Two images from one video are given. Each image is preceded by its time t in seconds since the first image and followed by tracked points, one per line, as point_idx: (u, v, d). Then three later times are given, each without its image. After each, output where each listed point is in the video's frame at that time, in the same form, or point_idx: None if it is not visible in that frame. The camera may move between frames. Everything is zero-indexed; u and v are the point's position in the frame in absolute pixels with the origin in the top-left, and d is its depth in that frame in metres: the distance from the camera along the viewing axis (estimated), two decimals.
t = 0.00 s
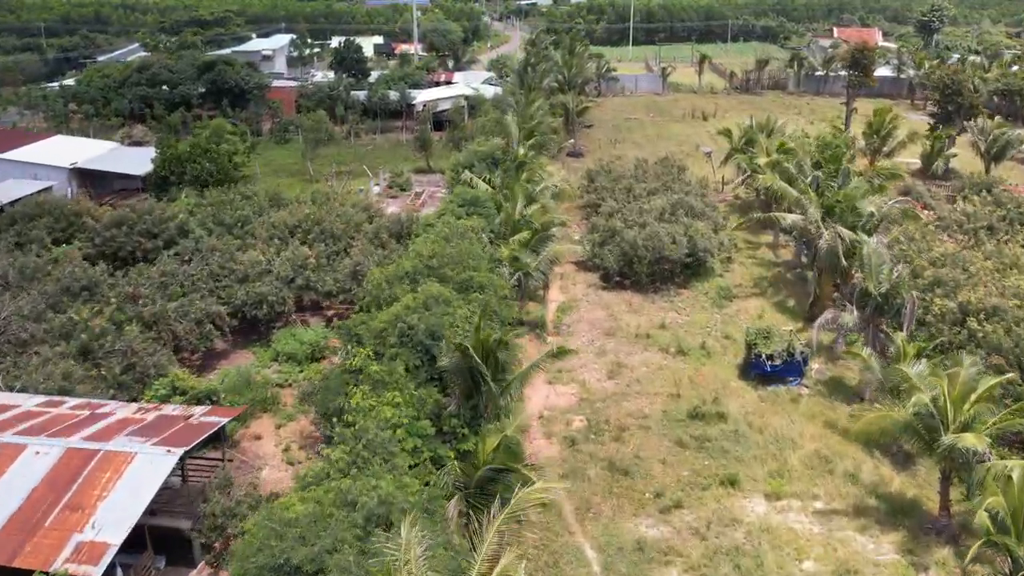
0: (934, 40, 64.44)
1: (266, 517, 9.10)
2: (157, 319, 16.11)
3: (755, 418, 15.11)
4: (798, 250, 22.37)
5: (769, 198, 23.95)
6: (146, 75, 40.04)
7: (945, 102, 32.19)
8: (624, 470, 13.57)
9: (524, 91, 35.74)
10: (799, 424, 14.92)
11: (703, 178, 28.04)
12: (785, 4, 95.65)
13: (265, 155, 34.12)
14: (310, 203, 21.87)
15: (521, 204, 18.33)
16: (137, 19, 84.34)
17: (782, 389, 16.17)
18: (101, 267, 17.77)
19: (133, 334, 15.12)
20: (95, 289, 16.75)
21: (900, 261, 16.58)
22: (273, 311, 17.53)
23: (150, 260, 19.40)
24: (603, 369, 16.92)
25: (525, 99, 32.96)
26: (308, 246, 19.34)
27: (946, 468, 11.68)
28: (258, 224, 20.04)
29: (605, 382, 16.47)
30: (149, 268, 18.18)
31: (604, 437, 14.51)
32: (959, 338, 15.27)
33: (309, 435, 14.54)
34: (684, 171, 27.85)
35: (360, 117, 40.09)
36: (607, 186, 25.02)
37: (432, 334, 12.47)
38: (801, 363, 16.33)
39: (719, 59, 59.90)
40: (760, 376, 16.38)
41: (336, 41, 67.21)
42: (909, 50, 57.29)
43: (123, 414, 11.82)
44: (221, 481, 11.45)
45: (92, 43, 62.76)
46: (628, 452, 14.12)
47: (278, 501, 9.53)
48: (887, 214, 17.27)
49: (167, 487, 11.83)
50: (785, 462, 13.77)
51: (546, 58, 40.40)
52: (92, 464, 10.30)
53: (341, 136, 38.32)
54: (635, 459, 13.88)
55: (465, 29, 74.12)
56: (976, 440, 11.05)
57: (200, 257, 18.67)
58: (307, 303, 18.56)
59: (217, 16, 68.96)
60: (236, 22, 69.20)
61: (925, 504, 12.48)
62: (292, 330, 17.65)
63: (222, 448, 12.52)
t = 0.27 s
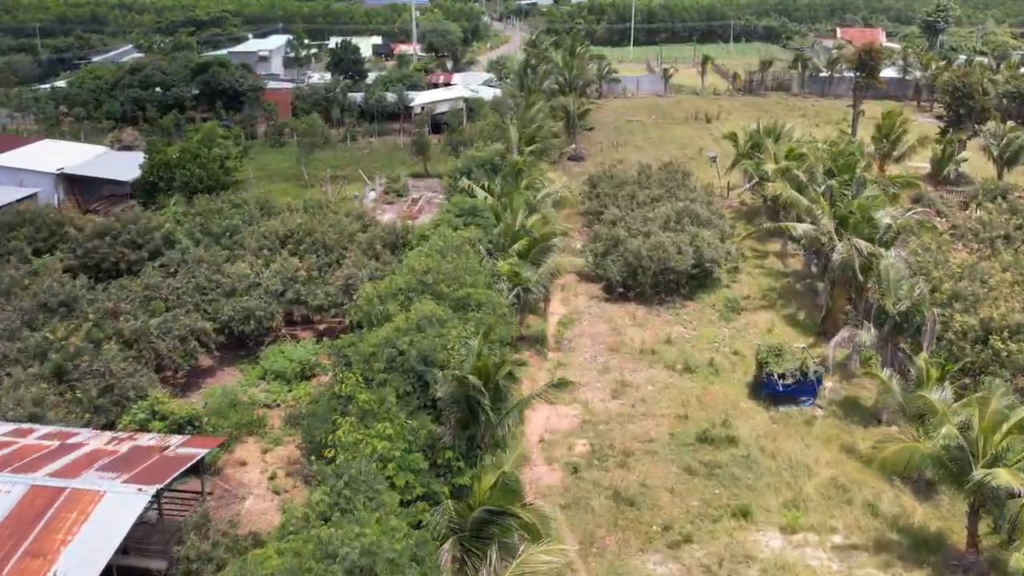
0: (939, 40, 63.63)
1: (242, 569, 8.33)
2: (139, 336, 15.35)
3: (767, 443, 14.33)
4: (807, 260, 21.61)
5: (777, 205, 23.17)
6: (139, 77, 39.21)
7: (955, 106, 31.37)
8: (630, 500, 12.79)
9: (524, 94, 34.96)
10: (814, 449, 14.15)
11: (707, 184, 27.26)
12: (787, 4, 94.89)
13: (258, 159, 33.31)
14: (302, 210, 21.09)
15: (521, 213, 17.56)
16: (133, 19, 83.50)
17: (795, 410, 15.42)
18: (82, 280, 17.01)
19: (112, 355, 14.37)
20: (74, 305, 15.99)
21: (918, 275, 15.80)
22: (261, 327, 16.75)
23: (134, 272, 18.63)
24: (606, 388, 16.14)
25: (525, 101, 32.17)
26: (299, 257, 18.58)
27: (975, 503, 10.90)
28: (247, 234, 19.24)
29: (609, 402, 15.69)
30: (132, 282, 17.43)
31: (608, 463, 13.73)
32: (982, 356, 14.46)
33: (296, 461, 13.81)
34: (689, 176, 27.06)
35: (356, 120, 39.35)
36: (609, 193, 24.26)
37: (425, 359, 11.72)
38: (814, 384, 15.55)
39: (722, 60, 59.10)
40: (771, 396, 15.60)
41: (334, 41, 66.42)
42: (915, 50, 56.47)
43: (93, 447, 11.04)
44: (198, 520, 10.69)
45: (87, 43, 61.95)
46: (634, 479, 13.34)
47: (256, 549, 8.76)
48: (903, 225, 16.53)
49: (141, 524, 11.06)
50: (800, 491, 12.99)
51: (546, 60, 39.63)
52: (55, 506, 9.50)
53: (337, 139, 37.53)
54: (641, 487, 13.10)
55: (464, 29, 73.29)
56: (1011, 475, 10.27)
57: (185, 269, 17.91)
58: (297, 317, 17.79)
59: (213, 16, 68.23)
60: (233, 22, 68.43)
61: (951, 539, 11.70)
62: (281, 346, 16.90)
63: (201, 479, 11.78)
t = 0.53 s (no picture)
0: (944, 41, 62.87)
1: None
2: (117, 356, 14.57)
3: (780, 471, 13.53)
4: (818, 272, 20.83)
5: (786, 213, 22.40)
6: (131, 79, 38.37)
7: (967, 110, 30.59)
8: (636, 536, 11.99)
9: (524, 97, 34.18)
10: (831, 478, 13.35)
11: (712, 190, 26.48)
12: (789, 4, 94.15)
13: (252, 164, 32.54)
14: (293, 219, 20.30)
15: (521, 225, 16.79)
16: (130, 20, 82.74)
17: (809, 434, 14.63)
18: (60, 296, 16.25)
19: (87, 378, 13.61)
20: (50, 323, 15.24)
21: (939, 292, 15.00)
22: (248, 345, 15.96)
23: (117, 286, 17.87)
24: (610, 410, 15.35)
25: (525, 104, 31.39)
26: (289, 270, 17.79)
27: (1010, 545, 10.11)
28: (234, 246, 18.45)
29: (613, 425, 14.90)
30: (114, 297, 16.67)
31: (612, 494, 12.94)
32: (1008, 379, 13.68)
33: (281, 490, 13.02)
34: (694, 182, 26.28)
35: (353, 123, 38.54)
36: (612, 200, 23.48)
37: (416, 388, 10.91)
38: (829, 407, 14.75)
39: (725, 61, 58.33)
40: (784, 420, 14.81)
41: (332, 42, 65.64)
42: (920, 51, 55.72)
43: (58, 485, 10.23)
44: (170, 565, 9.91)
45: (81, 44, 61.17)
46: (639, 512, 12.55)
47: None
48: (922, 238, 15.73)
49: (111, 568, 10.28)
50: (817, 526, 12.20)
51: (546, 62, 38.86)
52: (11, 555, 8.69)
53: (333, 143, 36.76)
54: (648, 521, 12.31)
55: (463, 30, 72.52)
56: None
57: (169, 283, 17.12)
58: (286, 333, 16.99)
59: (209, 16, 67.43)
60: (229, 23, 67.70)
61: None
62: (268, 365, 16.12)
63: (177, 516, 11.01)
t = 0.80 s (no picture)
0: (950, 42, 62.07)
1: None
2: (92, 380, 13.78)
3: (796, 504, 12.72)
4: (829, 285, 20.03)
5: (796, 223, 21.58)
6: (122, 82, 37.51)
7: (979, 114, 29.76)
8: None
9: (524, 100, 33.39)
10: (849, 512, 12.55)
11: (718, 198, 25.68)
12: (791, 4, 93.36)
13: (245, 169, 31.73)
14: (284, 229, 19.51)
15: (521, 238, 15.99)
16: (127, 21, 82.08)
17: (825, 461, 13.84)
18: (36, 314, 15.51)
19: (58, 405, 12.82)
20: (24, 345, 14.49)
21: (962, 312, 14.20)
22: (232, 365, 15.17)
23: (99, 301, 17.10)
24: (614, 435, 14.56)
25: (525, 107, 30.60)
26: (277, 285, 17.00)
27: None
28: (221, 259, 17.65)
29: (616, 452, 14.09)
30: (93, 315, 15.92)
31: (616, 530, 12.13)
32: None
33: (265, 525, 12.20)
34: (699, 190, 25.48)
35: (349, 126, 37.73)
36: (614, 209, 22.68)
37: (408, 422, 10.13)
38: (846, 433, 13.93)
39: (728, 62, 57.56)
40: (798, 447, 14.00)
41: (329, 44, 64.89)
42: (926, 52, 54.95)
43: (20, 531, 9.44)
44: None
45: (75, 45, 60.40)
46: (645, 550, 11.73)
47: None
48: (943, 254, 14.93)
49: None
50: (837, 567, 11.38)
51: (546, 65, 38.06)
52: None
53: (329, 147, 35.96)
54: (654, 560, 11.49)
55: (462, 31, 71.73)
56: None
57: (152, 300, 16.35)
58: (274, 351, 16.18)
59: (206, 17, 66.64)
60: (225, 23, 66.93)
61: None
62: (255, 386, 15.34)
63: (148, 560, 10.20)
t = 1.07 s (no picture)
0: (955, 43, 61.37)
1: None
2: (65, 407, 12.98)
3: (814, 541, 11.91)
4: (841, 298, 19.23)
5: (805, 233, 20.79)
6: (112, 84, 36.63)
7: (991, 119, 28.99)
8: None
9: (524, 104, 32.61)
10: (872, 550, 11.74)
11: (723, 205, 24.90)
12: (794, 4, 92.61)
13: (237, 174, 30.89)
14: (272, 241, 18.70)
15: (520, 253, 15.20)
16: (123, 21, 81.40)
17: (843, 492, 13.02)
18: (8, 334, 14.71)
19: (27, 435, 12.03)
20: None
21: (988, 333, 13.40)
22: (215, 389, 14.38)
23: (77, 317, 16.30)
24: (619, 463, 13.75)
25: (525, 111, 29.82)
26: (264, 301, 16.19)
27: None
28: (206, 274, 16.85)
29: (621, 482, 13.29)
30: (70, 334, 15.12)
31: (622, 570, 11.32)
32: None
33: (244, 566, 11.39)
34: (704, 197, 24.70)
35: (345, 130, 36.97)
36: (617, 218, 21.87)
37: (398, 461, 9.29)
38: (866, 463, 13.14)
39: (731, 64, 56.84)
40: (815, 478, 13.20)
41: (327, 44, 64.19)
42: (932, 54, 54.22)
43: None
44: None
45: (69, 46, 59.65)
46: None
47: None
48: (967, 272, 14.14)
49: None
50: None
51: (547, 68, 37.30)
52: None
53: (324, 151, 35.20)
54: None
55: (461, 31, 71.02)
56: None
57: (132, 317, 15.55)
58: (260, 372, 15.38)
59: (202, 18, 65.94)
60: (221, 24, 66.11)
61: None
62: (239, 409, 14.54)
63: None
